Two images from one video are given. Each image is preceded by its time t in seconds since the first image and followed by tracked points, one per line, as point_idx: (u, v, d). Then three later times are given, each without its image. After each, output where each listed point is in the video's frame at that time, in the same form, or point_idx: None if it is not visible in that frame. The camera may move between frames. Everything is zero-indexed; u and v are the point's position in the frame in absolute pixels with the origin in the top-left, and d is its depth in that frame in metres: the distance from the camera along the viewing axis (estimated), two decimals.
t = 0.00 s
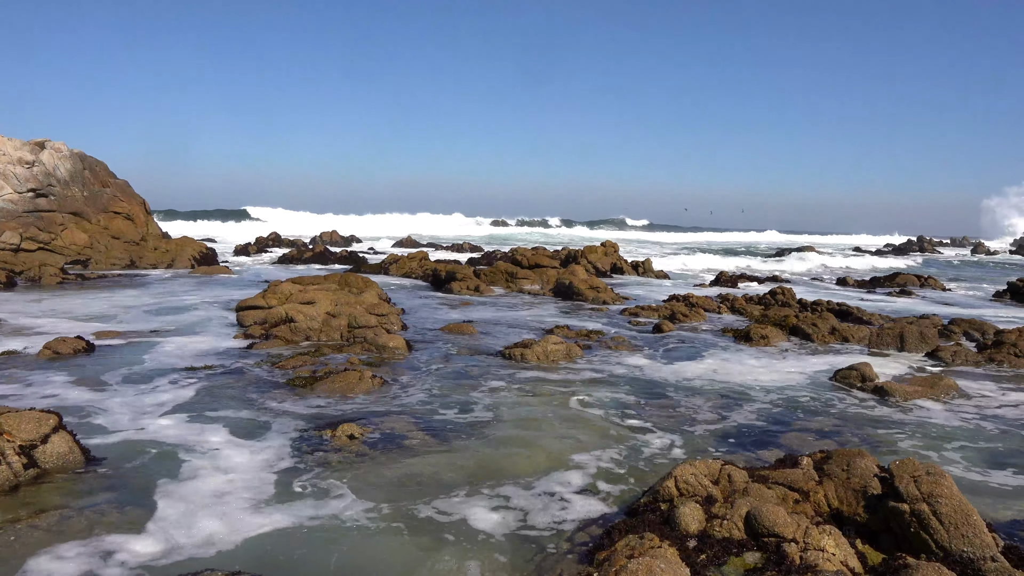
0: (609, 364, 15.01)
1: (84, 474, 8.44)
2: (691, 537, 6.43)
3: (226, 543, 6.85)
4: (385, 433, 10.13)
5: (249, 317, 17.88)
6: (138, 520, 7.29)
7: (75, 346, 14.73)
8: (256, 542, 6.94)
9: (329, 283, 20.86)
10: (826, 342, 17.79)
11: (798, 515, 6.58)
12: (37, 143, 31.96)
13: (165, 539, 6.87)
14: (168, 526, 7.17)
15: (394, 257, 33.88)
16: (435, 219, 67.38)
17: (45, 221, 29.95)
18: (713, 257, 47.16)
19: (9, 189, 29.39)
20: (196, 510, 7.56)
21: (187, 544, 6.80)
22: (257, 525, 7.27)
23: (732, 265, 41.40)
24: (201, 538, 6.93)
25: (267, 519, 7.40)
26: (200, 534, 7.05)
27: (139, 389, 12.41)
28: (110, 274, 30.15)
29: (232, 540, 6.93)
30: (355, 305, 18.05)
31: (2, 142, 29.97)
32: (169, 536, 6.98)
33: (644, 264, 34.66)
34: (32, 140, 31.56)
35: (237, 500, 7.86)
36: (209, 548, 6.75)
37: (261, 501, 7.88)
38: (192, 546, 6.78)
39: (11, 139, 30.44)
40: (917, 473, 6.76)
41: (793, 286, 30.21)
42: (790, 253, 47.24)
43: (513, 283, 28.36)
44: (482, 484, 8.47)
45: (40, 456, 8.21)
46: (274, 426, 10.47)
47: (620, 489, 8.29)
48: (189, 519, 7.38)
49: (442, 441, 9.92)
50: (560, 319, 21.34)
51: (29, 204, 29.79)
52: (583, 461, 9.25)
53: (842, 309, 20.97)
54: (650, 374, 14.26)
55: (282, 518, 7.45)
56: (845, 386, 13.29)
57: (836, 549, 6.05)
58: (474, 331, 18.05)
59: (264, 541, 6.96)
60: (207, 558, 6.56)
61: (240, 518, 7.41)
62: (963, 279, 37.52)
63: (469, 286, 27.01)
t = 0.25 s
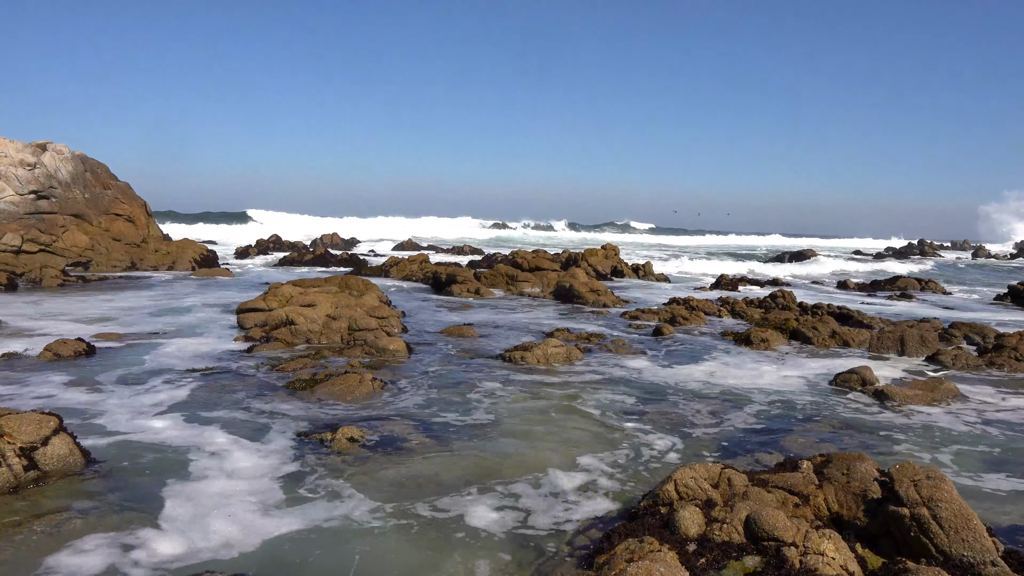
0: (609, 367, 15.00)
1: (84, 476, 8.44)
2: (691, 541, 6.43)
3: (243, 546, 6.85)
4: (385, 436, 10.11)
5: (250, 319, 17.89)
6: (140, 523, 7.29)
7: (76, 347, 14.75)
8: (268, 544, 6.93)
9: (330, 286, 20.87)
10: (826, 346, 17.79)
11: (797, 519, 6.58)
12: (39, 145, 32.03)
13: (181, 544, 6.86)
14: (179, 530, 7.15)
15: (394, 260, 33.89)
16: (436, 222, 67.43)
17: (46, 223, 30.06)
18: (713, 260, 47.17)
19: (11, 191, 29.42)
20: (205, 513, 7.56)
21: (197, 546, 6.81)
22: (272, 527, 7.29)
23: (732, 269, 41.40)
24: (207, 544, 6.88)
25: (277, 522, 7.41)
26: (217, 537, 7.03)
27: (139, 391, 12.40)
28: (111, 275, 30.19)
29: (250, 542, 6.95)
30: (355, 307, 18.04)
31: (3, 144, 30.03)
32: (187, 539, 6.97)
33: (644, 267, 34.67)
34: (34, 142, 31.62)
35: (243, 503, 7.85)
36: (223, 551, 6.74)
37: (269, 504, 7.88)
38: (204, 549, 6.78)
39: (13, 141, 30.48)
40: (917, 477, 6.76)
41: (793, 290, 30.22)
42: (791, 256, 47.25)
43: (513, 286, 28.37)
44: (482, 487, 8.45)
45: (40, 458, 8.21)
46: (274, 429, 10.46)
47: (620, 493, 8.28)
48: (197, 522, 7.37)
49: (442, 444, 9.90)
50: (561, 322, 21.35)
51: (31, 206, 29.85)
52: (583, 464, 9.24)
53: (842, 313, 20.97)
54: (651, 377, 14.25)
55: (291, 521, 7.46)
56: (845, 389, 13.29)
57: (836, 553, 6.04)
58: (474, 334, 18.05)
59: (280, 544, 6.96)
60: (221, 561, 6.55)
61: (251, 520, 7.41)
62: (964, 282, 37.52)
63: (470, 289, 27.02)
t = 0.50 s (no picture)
0: (606, 371, 15.02)
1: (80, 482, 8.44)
2: (688, 545, 6.44)
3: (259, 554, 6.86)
4: (383, 441, 10.10)
5: (248, 324, 17.88)
6: (138, 530, 7.28)
7: (73, 353, 14.74)
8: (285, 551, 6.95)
9: (328, 290, 20.86)
10: (823, 350, 17.82)
11: (794, 523, 6.60)
12: (36, 150, 32.02)
13: (200, 551, 6.90)
14: (196, 537, 7.19)
15: (392, 265, 33.90)
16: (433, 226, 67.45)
17: (43, 228, 30.01)
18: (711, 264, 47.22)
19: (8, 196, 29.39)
20: (215, 519, 7.58)
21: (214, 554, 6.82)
22: (289, 532, 7.33)
23: (730, 273, 41.48)
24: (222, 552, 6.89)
25: (288, 526, 7.46)
26: (235, 545, 7.03)
27: (136, 396, 12.38)
28: (109, 280, 30.19)
29: (267, 548, 6.98)
30: (353, 312, 18.04)
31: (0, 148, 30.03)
32: (208, 547, 6.97)
33: (642, 271, 34.73)
34: (31, 147, 31.62)
35: (250, 508, 7.86)
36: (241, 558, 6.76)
37: (279, 508, 7.89)
38: (222, 556, 6.79)
39: (10, 146, 30.43)
40: (913, 481, 6.79)
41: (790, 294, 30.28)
42: (788, 260, 47.35)
43: (511, 290, 28.39)
44: (480, 492, 8.44)
45: (37, 464, 8.21)
46: (271, 434, 10.46)
47: (618, 498, 8.28)
48: (206, 529, 7.37)
49: (440, 450, 9.90)
50: (559, 326, 21.36)
51: (28, 211, 29.80)
52: (582, 469, 9.24)
53: (840, 317, 21.02)
54: (648, 381, 14.28)
55: (303, 525, 7.50)
56: (842, 394, 13.32)
57: (832, 557, 6.05)
58: (472, 339, 18.05)
59: (299, 549, 6.99)
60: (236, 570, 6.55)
61: (263, 526, 7.44)
62: (960, 286, 37.62)
63: (468, 293, 27.03)
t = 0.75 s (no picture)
0: (601, 377, 15.02)
1: (72, 489, 8.38)
2: (682, 551, 6.44)
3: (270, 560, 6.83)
4: (377, 447, 10.07)
5: (242, 329, 17.84)
6: (130, 538, 7.23)
7: (66, 358, 14.66)
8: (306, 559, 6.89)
9: (321, 296, 20.82)
10: (817, 355, 17.88)
11: (788, 529, 6.60)
12: (29, 155, 31.92)
13: (215, 555, 6.90)
14: (210, 541, 7.20)
15: (387, 270, 33.88)
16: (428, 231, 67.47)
17: (36, 233, 29.69)
18: (704, 270, 47.33)
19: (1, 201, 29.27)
20: (219, 524, 7.55)
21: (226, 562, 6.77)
22: (298, 537, 7.31)
23: (724, 278, 41.59)
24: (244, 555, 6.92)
25: (295, 531, 7.46)
26: (246, 552, 6.98)
27: (129, 402, 12.32)
28: (102, 286, 30.05)
29: (279, 553, 6.97)
30: (347, 317, 18.01)
31: None
32: (224, 554, 6.93)
33: (636, 277, 34.79)
34: (24, 152, 31.51)
35: (253, 514, 7.83)
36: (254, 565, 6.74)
37: (284, 514, 7.85)
38: (235, 563, 6.76)
39: (3, 150, 30.44)
40: (906, 486, 6.81)
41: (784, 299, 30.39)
42: (782, 266, 47.52)
43: (505, 295, 28.40)
44: (475, 499, 8.40)
45: (28, 471, 8.14)
46: (264, 440, 10.42)
47: (612, 503, 8.27)
48: (216, 535, 7.34)
49: (434, 456, 9.87)
50: (553, 332, 21.38)
51: (21, 215, 29.67)
52: (576, 475, 9.24)
53: (834, 322, 21.10)
54: (643, 387, 14.28)
55: (312, 530, 7.50)
56: (836, 399, 13.35)
57: (825, 562, 6.05)
58: (467, 344, 18.03)
59: (312, 554, 6.98)
60: None
61: (269, 531, 7.42)
62: (953, 292, 37.81)
63: (462, 299, 27.03)
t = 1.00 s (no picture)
0: (600, 378, 15.02)
1: (71, 491, 8.36)
2: (681, 552, 6.43)
3: (288, 562, 6.83)
4: (377, 448, 10.06)
5: (241, 331, 17.83)
6: (129, 540, 7.20)
7: (65, 360, 14.64)
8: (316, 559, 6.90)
9: (321, 297, 20.82)
10: (816, 356, 17.88)
11: (787, 530, 6.59)
12: (29, 156, 31.93)
13: (235, 555, 6.92)
14: (231, 540, 7.23)
15: (386, 271, 33.89)
16: (428, 233, 67.49)
17: (35, 234, 29.66)
18: (704, 271, 47.33)
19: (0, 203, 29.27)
20: (225, 526, 7.55)
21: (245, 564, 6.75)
22: (311, 538, 7.32)
23: (723, 279, 41.61)
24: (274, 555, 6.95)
25: (307, 531, 7.49)
26: (263, 554, 6.97)
27: (129, 403, 12.30)
28: (101, 287, 30.03)
29: (295, 554, 6.98)
30: (346, 318, 18.00)
31: None
32: (243, 556, 6.92)
33: (636, 278, 34.80)
34: (23, 153, 31.52)
35: (259, 515, 7.83)
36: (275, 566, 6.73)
37: (289, 515, 7.85)
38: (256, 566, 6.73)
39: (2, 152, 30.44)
40: (905, 487, 6.81)
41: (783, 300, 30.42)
42: (781, 267, 47.55)
43: (505, 297, 28.40)
44: (475, 500, 8.39)
45: (28, 472, 8.13)
46: (263, 441, 10.40)
47: (612, 504, 8.26)
48: (253, 535, 7.36)
49: (434, 457, 9.86)
50: (553, 333, 21.38)
51: (20, 217, 29.66)
52: (576, 476, 9.23)
53: (833, 323, 21.12)
54: (642, 388, 14.27)
55: (328, 530, 7.53)
56: (835, 400, 13.36)
57: (825, 563, 6.05)
58: (466, 345, 18.04)
59: (323, 554, 6.98)
60: None
61: (281, 532, 7.43)
62: (952, 292, 37.84)
63: (461, 300, 27.03)
